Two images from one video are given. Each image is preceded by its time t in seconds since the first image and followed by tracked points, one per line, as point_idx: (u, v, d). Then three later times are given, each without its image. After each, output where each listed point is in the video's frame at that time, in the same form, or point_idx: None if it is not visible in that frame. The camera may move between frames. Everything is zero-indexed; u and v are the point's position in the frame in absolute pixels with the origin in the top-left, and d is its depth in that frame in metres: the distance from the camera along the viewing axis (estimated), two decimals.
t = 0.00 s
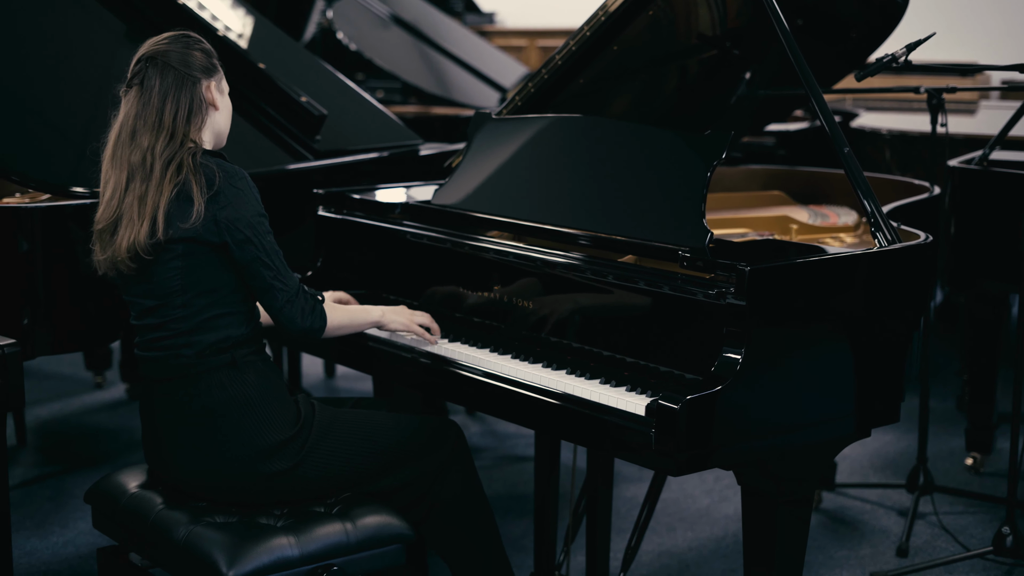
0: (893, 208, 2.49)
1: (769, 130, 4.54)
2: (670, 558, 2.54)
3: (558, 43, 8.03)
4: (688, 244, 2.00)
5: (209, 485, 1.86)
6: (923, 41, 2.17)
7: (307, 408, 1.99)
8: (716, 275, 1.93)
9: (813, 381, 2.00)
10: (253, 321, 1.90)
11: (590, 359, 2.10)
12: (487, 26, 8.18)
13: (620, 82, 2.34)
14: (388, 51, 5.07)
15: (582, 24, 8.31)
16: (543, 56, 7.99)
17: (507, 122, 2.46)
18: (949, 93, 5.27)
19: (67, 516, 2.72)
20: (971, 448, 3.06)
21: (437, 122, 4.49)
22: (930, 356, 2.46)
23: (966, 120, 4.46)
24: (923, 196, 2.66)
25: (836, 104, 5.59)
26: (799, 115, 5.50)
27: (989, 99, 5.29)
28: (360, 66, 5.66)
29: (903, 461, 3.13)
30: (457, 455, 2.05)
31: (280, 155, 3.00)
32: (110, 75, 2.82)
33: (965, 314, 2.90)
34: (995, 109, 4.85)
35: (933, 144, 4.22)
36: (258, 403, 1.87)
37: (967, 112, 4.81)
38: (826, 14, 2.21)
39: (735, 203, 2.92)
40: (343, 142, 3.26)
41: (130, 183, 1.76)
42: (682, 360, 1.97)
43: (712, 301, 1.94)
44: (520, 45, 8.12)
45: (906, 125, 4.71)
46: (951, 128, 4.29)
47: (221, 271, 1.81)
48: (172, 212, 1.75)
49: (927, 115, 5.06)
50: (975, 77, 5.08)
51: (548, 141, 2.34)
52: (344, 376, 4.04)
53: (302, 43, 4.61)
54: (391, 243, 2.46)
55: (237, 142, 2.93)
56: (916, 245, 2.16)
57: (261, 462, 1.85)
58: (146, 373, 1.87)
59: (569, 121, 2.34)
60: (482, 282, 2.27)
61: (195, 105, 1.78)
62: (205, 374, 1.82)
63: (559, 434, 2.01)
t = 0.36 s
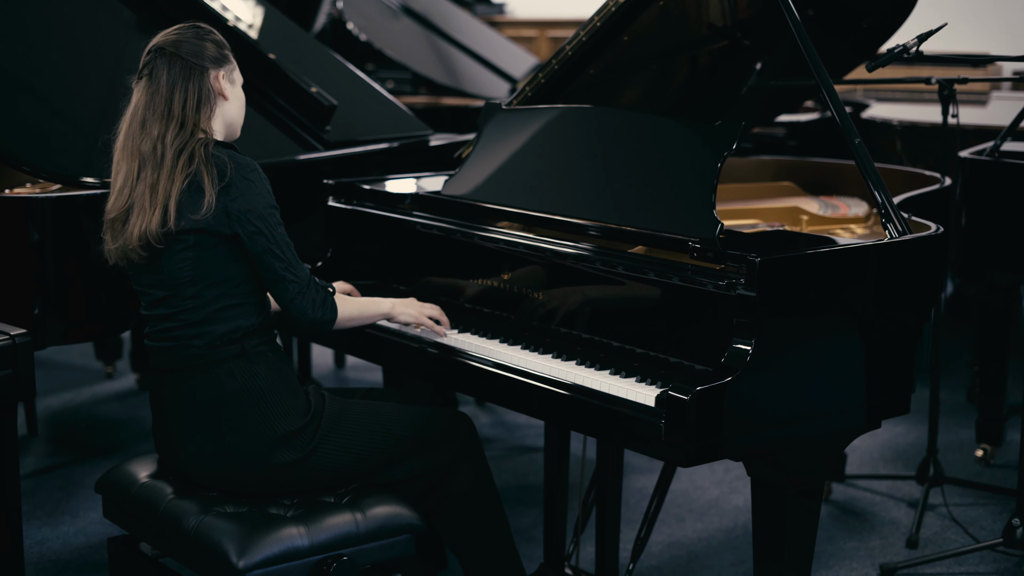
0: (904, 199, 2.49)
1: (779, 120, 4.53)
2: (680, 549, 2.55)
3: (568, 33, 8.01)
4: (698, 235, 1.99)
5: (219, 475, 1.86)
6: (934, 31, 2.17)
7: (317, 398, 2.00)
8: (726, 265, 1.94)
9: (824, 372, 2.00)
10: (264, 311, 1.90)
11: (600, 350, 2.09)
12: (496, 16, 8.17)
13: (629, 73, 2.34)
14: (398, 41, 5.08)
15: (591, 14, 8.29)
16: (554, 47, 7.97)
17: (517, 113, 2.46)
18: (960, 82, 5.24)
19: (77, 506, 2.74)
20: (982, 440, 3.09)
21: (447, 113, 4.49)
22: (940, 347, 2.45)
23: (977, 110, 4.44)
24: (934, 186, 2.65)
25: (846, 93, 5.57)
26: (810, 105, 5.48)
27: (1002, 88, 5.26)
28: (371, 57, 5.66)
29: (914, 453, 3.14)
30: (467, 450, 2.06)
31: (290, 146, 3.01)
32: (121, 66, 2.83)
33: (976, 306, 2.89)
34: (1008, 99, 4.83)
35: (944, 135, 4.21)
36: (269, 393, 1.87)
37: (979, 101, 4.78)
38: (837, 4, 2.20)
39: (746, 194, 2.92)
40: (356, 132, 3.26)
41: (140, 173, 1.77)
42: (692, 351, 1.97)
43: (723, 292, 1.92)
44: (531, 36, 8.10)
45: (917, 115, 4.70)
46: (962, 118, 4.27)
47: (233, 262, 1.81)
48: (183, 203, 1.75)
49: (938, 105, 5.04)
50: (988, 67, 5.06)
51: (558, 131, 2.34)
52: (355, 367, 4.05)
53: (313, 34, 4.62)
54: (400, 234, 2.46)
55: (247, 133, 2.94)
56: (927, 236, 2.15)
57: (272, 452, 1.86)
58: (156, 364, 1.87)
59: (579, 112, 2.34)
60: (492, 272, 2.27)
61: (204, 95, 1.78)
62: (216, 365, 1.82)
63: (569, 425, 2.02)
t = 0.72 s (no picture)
0: (914, 190, 2.48)
1: (789, 111, 4.52)
2: (689, 540, 2.56)
3: (577, 24, 7.98)
4: (707, 226, 1.99)
5: (229, 465, 1.87)
6: (945, 22, 2.15)
7: (326, 387, 2.00)
8: (735, 256, 1.94)
9: (834, 363, 2.00)
10: (274, 301, 1.90)
11: (609, 341, 2.09)
12: (505, 8, 8.16)
13: (638, 64, 2.34)
14: (407, 32, 5.07)
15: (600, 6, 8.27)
16: (563, 37, 7.96)
17: (525, 104, 2.46)
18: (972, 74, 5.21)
19: (87, 496, 2.75)
20: (991, 432, 3.09)
21: (456, 104, 4.49)
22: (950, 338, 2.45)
23: (988, 101, 4.42)
24: (944, 177, 2.64)
25: (856, 85, 5.55)
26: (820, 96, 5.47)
27: (1014, 79, 5.23)
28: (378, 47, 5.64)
29: (922, 444, 3.14)
30: (477, 439, 2.04)
31: (299, 136, 3.01)
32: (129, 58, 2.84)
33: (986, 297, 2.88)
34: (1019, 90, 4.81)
35: (955, 126, 4.19)
36: (278, 381, 1.87)
37: (990, 92, 4.76)
38: None
39: (754, 184, 2.93)
40: (364, 122, 3.27)
41: (152, 160, 1.79)
42: (700, 342, 1.97)
43: (732, 282, 1.92)
44: (539, 27, 8.09)
45: (927, 106, 4.68)
46: (973, 109, 4.25)
47: (244, 251, 1.81)
48: (195, 192, 1.76)
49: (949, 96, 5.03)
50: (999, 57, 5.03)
51: (567, 122, 2.34)
52: (363, 357, 4.07)
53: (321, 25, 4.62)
54: (410, 225, 2.46)
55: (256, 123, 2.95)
56: (937, 227, 2.14)
57: (283, 440, 1.86)
58: (165, 353, 1.88)
59: (588, 103, 2.34)
60: (501, 263, 2.27)
61: (218, 86, 1.79)
62: (226, 352, 1.82)
63: (578, 416, 2.01)
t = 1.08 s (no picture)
0: (922, 182, 2.48)
1: (796, 103, 4.51)
2: (695, 531, 2.56)
3: (584, 16, 7.98)
4: (714, 218, 1.98)
5: (236, 456, 1.87)
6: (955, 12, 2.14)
7: (334, 376, 2.00)
8: (741, 248, 1.91)
9: (841, 355, 2.00)
10: (283, 291, 1.92)
11: (615, 333, 2.09)
12: None
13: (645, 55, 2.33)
14: (415, 23, 5.08)
15: None
16: (571, 29, 7.96)
17: (532, 96, 2.46)
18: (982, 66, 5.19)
19: (94, 487, 2.77)
20: (999, 425, 3.09)
21: (463, 95, 4.50)
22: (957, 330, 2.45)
23: (996, 93, 4.41)
24: (952, 169, 2.64)
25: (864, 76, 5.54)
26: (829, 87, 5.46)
27: None
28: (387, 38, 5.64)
29: (929, 437, 3.14)
30: (485, 429, 2.03)
31: (307, 128, 3.02)
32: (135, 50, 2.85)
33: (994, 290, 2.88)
34: None
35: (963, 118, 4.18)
36: (287, 369, 1.88)
37: (1000, 83, 4.75)
38: None
39: (762, 176, 2.94)
40: (372, 113, 3.25)
41: (170, 146, 1.81)
42: (706, 334, 1.97)
43: (739, 274, 1.92)
44: (547, 19, 8.09)
45: (935, 98, 4.67)
46: (981, 102, 4.24)
47: (256, 239, 1.84)
48: (211, 178, 1.79)
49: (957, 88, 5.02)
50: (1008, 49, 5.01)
51: (574, 114, 2.34)
52: (371, 349, 4.08)
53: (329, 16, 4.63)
54: (417, 217, 2.47)
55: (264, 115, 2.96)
56: (945, 219, 2.14)
57: (291, 428, 1.86)
58: (175, 342, 1.90)
59: (595, 95, 2.34)
60: (508, 255, 2.27)
61: (239, 78, 1.82)
62: (237, 340, 1.84)
63: (584, 408, 2.01)
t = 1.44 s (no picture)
0: (929, 172, 2.48)
1: (802, 93, 4.51)
2: (700, 521, 2.57)
3: (590, 5, 7.97)
4: (720, 207, 1.97)
5: (243, 444, 1.87)
6: (960, 3, 2.15)
7: (340, 364, 2.01)
8: (748, 238, 1.91)
9: (848, 345, 1.99)
10: (292, 278, 1.92)
11: (621, 323, 2.10)
12: None
13: (653, 44, 2.35)
14: (420, 13, 5.07)
15: None
16: (576, 18, 7.95)
17: (538, 84, 2.47)
18: (988, 55, 5.17)
19: (100, 476, 2.78)
20: (1004, 415, 3.09)
21: (469, 85, 4.50)
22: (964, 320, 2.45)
23: (1003, 83, 4.40)
24: (959, 159, 2.64)
25: (871, 66, 5.52)
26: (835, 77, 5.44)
27: None
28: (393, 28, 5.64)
29: (935, 427, 3.15)
30: (490, 417, 2.04)
31: (313, 118, 3.03)
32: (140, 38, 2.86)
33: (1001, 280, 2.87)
34: None
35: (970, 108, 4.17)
36: (296, 353, 1.89)
37: (1007, 73, 4.73)
38: None
39: (768, 166, 2.94)
40: (377, 103, 3.26)
41: (193, 130, 1.86)
42: (712, 324, 1.97)
43: (745, 265, 1.91)
44: (553, 8, 8.09)
45: (942, 88, 4.66)
46: (988, 92, 4.23)
47: (268, 223, 1.86)
48: (226, 161, 1.82)
49: (964, 78, 5.02)
50: (1016, 38, 4.99)
51: (580, 104, 2.34)
52: (376, 339, 4.10)
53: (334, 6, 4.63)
54: (423, 207, 2.47)
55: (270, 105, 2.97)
56: (951, 209, 2.13)
57: (297, 414, 1.87)
58: (183, 326, 1.91)
59: (601, 84, 2.34)
60: (513, 244, 2.27)
61: (267, 70, 1.86)
62: (247, 323, 1.85)
63: (590, 397, 2.02)
